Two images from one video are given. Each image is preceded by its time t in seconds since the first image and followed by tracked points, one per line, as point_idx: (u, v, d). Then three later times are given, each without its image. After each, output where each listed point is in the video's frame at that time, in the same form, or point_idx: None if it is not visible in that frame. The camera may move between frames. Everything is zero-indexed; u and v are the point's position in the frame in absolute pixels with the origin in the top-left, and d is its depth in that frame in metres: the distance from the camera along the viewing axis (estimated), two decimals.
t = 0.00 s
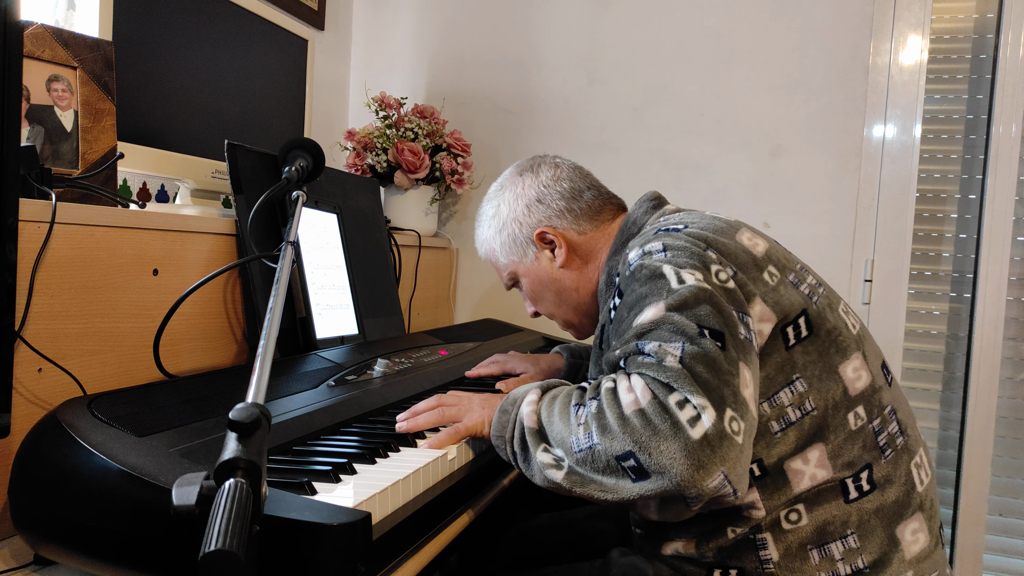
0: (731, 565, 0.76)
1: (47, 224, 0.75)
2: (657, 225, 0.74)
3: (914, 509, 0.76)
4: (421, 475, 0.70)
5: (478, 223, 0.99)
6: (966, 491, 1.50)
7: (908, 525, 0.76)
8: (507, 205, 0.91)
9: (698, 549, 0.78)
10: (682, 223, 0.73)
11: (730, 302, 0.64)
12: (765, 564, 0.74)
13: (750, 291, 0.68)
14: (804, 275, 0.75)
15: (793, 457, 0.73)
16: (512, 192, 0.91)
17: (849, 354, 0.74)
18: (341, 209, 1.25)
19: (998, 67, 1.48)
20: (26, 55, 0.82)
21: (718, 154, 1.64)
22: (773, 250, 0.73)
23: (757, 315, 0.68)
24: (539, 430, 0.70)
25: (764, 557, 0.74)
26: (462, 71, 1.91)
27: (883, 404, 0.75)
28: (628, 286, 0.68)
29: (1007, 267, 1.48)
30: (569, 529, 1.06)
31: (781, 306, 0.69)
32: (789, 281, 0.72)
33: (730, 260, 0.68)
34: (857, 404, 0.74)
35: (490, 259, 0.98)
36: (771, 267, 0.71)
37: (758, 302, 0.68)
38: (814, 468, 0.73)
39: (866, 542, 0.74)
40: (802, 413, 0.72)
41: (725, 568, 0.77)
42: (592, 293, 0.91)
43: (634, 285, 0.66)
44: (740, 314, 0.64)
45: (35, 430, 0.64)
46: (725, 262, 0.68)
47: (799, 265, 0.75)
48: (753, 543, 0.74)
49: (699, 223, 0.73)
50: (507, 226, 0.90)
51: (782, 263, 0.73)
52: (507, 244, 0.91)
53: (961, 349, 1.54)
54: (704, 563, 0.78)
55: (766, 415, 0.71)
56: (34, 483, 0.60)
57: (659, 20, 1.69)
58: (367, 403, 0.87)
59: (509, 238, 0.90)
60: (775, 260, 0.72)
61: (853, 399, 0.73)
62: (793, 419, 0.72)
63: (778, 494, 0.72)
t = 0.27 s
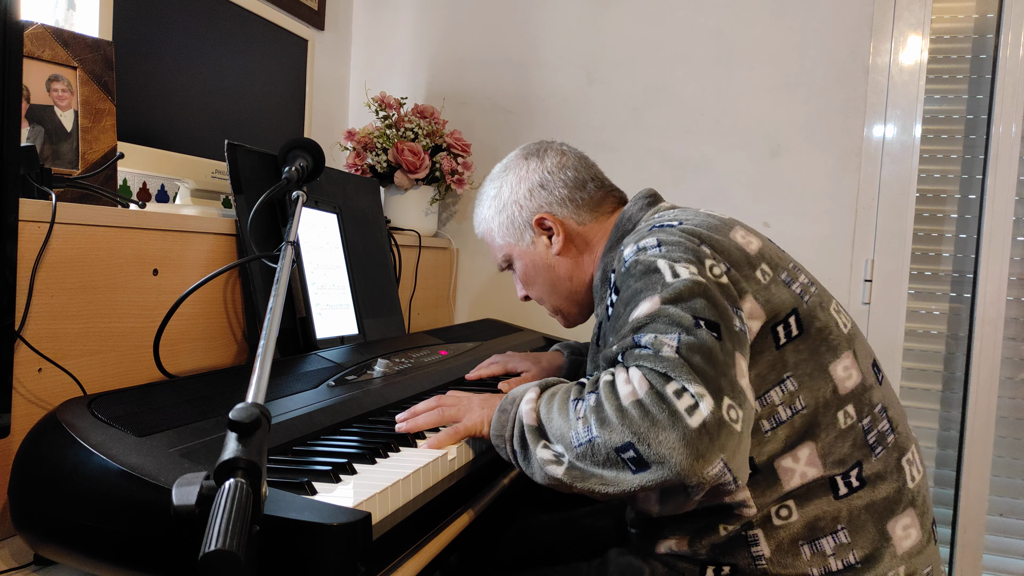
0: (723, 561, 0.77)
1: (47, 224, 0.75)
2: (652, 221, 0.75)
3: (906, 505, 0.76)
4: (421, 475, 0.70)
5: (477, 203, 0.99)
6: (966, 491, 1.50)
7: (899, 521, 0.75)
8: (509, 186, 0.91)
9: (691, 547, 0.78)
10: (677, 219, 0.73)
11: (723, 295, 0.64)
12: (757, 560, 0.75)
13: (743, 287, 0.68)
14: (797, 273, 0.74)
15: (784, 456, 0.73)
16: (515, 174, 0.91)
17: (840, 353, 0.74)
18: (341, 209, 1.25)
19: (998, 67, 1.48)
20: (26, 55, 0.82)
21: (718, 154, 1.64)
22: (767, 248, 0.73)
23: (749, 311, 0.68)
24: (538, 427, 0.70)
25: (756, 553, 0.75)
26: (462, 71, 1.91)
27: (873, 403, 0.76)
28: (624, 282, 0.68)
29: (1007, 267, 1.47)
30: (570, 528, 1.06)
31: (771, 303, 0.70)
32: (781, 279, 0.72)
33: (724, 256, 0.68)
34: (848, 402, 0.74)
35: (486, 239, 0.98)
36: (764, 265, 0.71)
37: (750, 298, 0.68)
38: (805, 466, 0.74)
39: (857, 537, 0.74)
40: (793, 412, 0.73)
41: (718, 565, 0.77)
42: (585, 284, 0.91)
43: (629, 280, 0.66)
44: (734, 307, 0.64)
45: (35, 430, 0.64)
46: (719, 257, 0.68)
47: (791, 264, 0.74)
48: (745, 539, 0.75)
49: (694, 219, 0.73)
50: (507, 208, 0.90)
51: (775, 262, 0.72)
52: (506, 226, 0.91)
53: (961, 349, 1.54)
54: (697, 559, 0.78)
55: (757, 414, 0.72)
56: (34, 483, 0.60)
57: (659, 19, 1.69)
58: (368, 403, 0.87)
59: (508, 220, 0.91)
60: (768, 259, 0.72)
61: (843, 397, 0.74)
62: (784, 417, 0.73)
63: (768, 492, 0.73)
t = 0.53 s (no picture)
0: (713, 560, 0.76)
1: (47, 224, 0.75)
2: (647, 213, 0.75)
3: (895, 502, 0.76)
4: (421, 475, 0.70)
5: (492, 155, 0.99)
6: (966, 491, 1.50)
7: (887, 518, 0.75)
8: (529, 145, 0.91)
9: (681, 546, 0.78)
10: (672, 211, 0.73)
11: (718, 283, 0.64)
12: (746, 558, 0.74)
13: (735, 279, 0.69)
14: (788, 271, 0.74)
15: (769, 454, 0.73)
16: (536, 136, 0.91)
17: (826, 352, 0.75)
18: (341, 209, 1.25)
19: (998, 67, 1.48)
20: (26, 55, 0.82)
21: (718, 154, 1.64)
22: (760, 244, 0.73)
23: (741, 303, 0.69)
24: (537, 422, 0.70)
25: (744, 550, 0.74)
26: (462, 71, 1.91)
27: (860, 402, 0.76)
28: (620, 273, 0.68)
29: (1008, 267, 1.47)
30: (570, 529, 1.04)
31: (758, 300, 0.70)
32: (771, 276, 0.72)
33: (719, 247, 0.69)
34: (833, 401, 0.75)
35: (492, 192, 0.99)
36: (755, 262, 0.72)
37: (741, 291, 0.69)
38: (790, 464, 0.74)
39: (846, 533, 0.74)
40: (778, 410, 0.73)
41: (708, 564, 0.77)
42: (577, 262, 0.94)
43: (625, 270, 0.66)
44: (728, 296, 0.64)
45: (35, 430, 0.64)
46: (714, 248, 0.68)
47: (783, 261, 0.75)
48: (733, 537, 0.75)
49: (688, 211, 0.73)
50: (521, 167, 0.91)
51: (767, 258, 0.73)
52: (515, 185, 0.92)
53: (961, 349, 1.54)
54: (688, 559, 0.78)
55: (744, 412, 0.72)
56: (34, 483, 0.60)
57: (659, 19, 1.69)
58: (368, 403, 0.87)
59: (519, 179, 0.91)
60: (761, 255, 0.72)
61: (829, 396, 0.74)
62: (770, 416, 0.73)
63: (753, 490, 0.73)
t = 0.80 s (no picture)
0: (710, 558, 0.76)
1: (47, 224, 0.75)
2: (652, 205, 0.74)
3: (891, 501, 0.76)
4: (421, 474, 0.70)
5: (506, 129, 0.98)
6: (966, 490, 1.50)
7: (883, 517, 0.75)
8: (545, 122, 0.90)
9: (678, 545, 0.78)
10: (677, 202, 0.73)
11: (722, 275, 0.64)
12: (742, 556, 0.74)
13: (739, 273, 0.68)
14: (789, 269, 0.74)
15: (764, 452, 0.73)
16: (554, 114, 0.90)
17: (822, 351, 0.74)
18: (341, 209, 1.25)
19: (998, 67, 1.48)
20: (26, 55, 0.82)
21: (718, 154, 1.64)
22: (763, 241, 0.73)
23: (744, 297, 0.68)
24: (537, 417, 0.70)
25: (741, 548, 0.74)
26: (462, 71, 1.91)
27: (857, 401, 0.75)
28: (623, 264, 0.68)
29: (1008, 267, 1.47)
30: (569, 530, 1.06)
31: (759, 298, 0.70)
32: (772, 274, 0.72)
33: (725, 239, 0.68)
34: (829, 400, 0.74)
35: (500, 165, 0.98)
36: (757, 258, 0.71)
37: (743, 286, 0.68)
38: (786, 463, 0.73)
39: (841, 532, 0.74)
40: (775, 408, 0.72)
41: (705, 563, 0.77)
42: (577, 246, 0.94)
43: (629, 260, 0.66)
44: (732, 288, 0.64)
45: (35, 430, 0.64)
46: (719, 241, 0.68)
47: (784, 259, 0.74)
48: (729, 535, 0.75)
49: (694, 203, 0.73)
50: (534, 144, 0.90)
51: (769, 255, 0.72)
52: (527, 159, 0.91)
53: (961, 349, 1.54)
54: (684, 559, 0.78)
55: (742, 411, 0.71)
56: (34, 483, 0.60)
57: (659, 19, 1.69)
58: (368, 403, 0.87)
59: (530, 155, 0.91)
60: (763, 252, 0.72)
61: (825, 396, 0.74)
62: (767, 413, 0.72)
63: (750, 488, 0.73)
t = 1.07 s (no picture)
0: (711, 556, 0.77)
1: (47, 224, 0.75)
2: (665, 198, 0.74)
3: (893, 502, 0.75)
4: (421, 475, 0.70)
5: (524, 110, 0.98)
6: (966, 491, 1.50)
7: (886, 517, 0.75)
8: (566, 104, 0.90)
9: (679, 544, 0.79)
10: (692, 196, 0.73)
11: (732, 271, 0.64)
12: (743, 554, 0.74)
13: (750, 270, 0.68)
14: (799, 268, 0.74)
15: (767, 449, 0.73)
16: (576, 97, 0.90)
17: (829, 351, 0.74)
18: (341, 209, 1.25)
19: (998, 67, 1.48)
20: (26, 55, 0.82)
21: (718, 154, 1.64)
22: (776, 239, 0.73)
23: (752, 295, 0.68)
24: (537, 414, 0.70)
25: (742, 546, 0.74)
26: (463, 71, 1.91)
27: (862, 403, 0.75)
28: (635, 255, 0.68)
29: (1008, 268, 1.47)
30: (569, 530, 1.06)
31: (768, 296, 0.70)
32: (783, 272, 0.72)
33: (737, 236, 0.69)
34: (834, 401, 0.74)
35: (515, 145, 0.98)
36: (770, 254, 0.71)
37: (753, 283, 0.68)
38: (789, 460, 0.73)
39: (843, 532, 0.74)
40: (780, 406, 0.72)
41: (705, 560, 0.78)
42: (588, 230, 0.94)
43: (640, 253, 0.66)
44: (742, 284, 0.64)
45: (35, 430, 0.64)
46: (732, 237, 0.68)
47: (797, 258, 0.75)
48: (730, 533, 0.75)
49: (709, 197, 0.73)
50: (554, 125, 0.90)
51: (782, 252, 0.73)
52: (545, 141, 0.91)
53: (961, 349, 1.54)
54: (685, 557, 0.79)
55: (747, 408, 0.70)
56: (34, 483, 0.60)
57: (659, 19, 1.69)
58: (368, 403, 0.87)
59: (548, 136, 0.91)
60: (776, 248, 0.72)
61: (830, 395, 0.74)
62: (772, 411, 0.72)
63: (752, 485, 0.73)
